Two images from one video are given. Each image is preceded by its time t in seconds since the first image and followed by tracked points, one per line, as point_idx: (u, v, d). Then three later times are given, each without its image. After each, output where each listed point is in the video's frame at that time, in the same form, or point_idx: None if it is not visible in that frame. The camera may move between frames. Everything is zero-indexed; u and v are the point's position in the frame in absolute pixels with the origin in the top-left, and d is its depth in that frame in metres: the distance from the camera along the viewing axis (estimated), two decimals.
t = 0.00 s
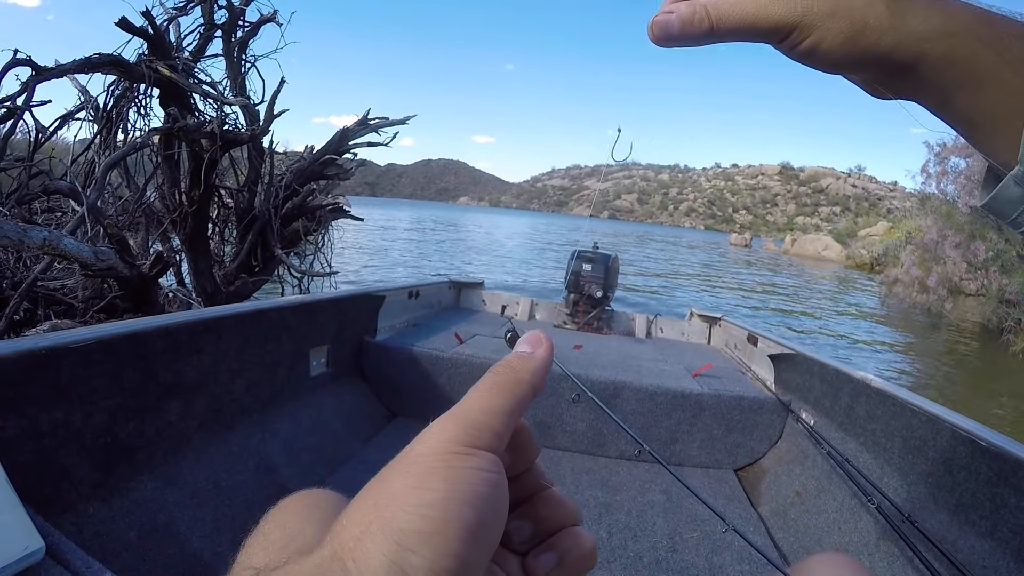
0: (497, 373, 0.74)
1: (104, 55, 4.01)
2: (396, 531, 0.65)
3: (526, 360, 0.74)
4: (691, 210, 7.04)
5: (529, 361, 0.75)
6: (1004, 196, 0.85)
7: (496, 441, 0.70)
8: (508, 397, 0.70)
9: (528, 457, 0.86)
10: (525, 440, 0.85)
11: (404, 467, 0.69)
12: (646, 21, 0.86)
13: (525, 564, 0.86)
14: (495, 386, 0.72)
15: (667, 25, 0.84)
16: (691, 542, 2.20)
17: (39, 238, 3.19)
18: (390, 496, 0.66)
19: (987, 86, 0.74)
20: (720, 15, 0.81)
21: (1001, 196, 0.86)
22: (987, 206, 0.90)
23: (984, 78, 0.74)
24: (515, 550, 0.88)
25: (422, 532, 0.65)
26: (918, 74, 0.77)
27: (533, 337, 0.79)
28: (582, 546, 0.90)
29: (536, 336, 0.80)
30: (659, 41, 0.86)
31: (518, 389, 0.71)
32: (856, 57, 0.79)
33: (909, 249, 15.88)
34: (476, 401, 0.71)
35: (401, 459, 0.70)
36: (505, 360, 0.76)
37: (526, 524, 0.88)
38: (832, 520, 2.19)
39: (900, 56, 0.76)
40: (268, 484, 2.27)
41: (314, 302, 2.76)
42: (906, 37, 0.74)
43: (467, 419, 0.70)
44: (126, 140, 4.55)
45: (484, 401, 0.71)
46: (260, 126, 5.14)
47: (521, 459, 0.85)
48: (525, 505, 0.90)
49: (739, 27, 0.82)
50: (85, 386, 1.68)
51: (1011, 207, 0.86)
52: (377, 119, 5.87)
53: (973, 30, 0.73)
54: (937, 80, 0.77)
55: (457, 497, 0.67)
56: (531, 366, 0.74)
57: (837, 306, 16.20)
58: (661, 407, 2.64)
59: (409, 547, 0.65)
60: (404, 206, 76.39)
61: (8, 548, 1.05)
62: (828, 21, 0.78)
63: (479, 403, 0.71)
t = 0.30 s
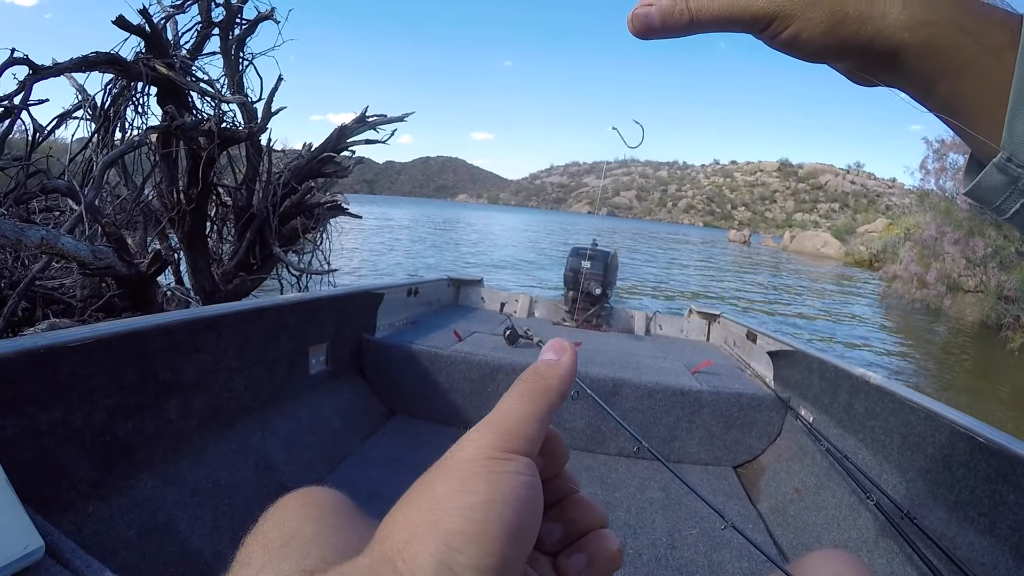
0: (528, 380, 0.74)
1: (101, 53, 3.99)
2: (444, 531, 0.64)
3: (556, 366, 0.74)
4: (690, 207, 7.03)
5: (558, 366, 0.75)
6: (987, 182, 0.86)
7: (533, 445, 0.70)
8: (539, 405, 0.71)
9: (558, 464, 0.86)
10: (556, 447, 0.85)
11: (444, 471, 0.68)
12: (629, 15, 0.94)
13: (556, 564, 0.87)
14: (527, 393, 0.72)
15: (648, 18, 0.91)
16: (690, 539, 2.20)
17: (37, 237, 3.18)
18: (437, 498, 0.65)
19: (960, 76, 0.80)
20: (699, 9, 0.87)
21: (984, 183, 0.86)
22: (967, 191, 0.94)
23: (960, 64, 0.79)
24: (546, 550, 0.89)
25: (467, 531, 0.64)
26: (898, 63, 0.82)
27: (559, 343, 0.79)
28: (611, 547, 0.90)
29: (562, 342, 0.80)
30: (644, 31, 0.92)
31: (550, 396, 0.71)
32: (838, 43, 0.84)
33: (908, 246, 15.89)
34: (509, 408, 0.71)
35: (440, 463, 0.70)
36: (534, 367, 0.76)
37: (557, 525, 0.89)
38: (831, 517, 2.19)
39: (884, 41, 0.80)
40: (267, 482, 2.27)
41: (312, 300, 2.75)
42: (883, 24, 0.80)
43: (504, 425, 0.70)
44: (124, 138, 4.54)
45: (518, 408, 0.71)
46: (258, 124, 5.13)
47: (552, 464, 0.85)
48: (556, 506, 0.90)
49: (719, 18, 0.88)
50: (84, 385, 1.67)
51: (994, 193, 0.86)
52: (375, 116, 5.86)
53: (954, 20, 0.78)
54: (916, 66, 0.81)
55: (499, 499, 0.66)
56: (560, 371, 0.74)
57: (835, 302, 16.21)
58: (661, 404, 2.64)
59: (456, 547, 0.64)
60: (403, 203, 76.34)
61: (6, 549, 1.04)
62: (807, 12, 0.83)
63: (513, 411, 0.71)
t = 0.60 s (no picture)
0: (544, 366, 0.73)
1: (99, 51, 3.98)
2: (465, 520, 0.64)
3: (571, 351, 0.73)
4: (688, 202, 7.03)
5: (573, 351, 0.74)
6: (983, 167, 0.86)
7: (552, 432, 0.70)
8: (555, 391, 0.70)
9: (575, 450, 0.86)
10: (572, 433, 0.85)
11: (465, 460, 0.68)
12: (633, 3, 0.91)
13: (572, 550, 0.88)
14: (542, 379, 0.71)
15: (653, 4, 0.89)
16: (690, 533, 2.20)
17: (35, 236, 3.17)
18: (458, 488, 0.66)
19: (957, 64, 0.80)
20: None
21: (981, 169, 0.87)
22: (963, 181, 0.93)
23: (958, 52, 0.79)
24: (563, 537, 0.89)
25: (489, 520, 0.64)
26: (897, 50, 0.82)
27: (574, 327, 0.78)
28: (627, 533, 0.90)
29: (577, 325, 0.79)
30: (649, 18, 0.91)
31: (566, 382, 0.71)
32: (838, 30, 0.85)
33: (907, 241, 15.90)
34: (526, 396, 0.71)
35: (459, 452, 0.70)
36: (549, 353, 0.75)
37: (573, 512, 0.89)
38: (831, 510, 2.19)
39: (884, 27, 0.81)
40: (267, 479, 2.28)
41: (311, 297, 2.75)
42: (884, 10, 0.80)
43: (520, 414, 0.70)
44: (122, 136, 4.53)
45: (535, 395, 0.71)
46: (256, 121, 5.12)
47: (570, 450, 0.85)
48: (573, 493, 0.90)
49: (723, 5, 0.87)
50: (84, 383, 1.67)
51: (990, 178, 0.87)
52: (373, 112, 5.85)
53: (952, 9, 0.78)
54: (913, 53, 0.81)
55: (518, 488, 0.66)
56: (575, 356, 0.73)
57: (834, 297, 16.22)
58: (660, 399, 2.64)
59: (477, 537, 0.64)
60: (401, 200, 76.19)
61: (7, 547, 1.05)
62: None
63: (530, 398, 0.71)
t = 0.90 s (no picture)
0: (547, 363, 0.74)
1: (99, 47, 3.97)
2: (468, 517, 0.63)
3: (572, 350, 0.75)
4: (689, 199, 7.02)
5: (575, 349, 0.75)
6: (986, 167, 0.85)
7: (554, 428, 0.71)
8: (559, 388, 0.71)
9: (577, 447, 0.86)
10: (576, 430, 0.85)
11: (469, 456, 0.68)
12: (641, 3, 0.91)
13: (576, 548, 0.87)
14: (545, 376, 0.73)
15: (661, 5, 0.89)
16: (689, 529, 2.21)
17: (36, 232, 3.17)
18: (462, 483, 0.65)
19: (957, 64, 0.80)
20: None
21: (983, 168, 0.86)
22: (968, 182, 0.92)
23: (959, 52, 0.78)
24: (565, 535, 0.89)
25: (492, 518, 0.63)
26: (901, 50, 0.82)
27: (573, 327, 0.80)
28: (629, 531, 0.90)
29: (576, 325, 0.81)
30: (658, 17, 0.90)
31: (569, 379, 0.72)
32: (842, 30, 0.84)
33: (908, 239, 15.89)
34: (529, 392, 0.72)
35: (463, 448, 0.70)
36: (550, 351, 0.77)
37: (577, 509, 0.89)
38: (830, 506, 2.20)
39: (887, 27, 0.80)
40: (267, 475, 2.28)
41: (311, 293, 2.75)
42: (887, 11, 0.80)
43: (524, 409, 0.70)
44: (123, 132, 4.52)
45: (538, 391, 0.72)
46: (257, 117, 5.12)
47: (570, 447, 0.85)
48: (577, 489, 0.91)
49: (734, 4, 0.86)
50: (83, 380, 1.67)
51: (992, 178, 0.86)
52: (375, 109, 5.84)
53: (954, 8, 0.78)
54: (917, 53, 0.81)
55: (522, 484, 0.66)
56: (576, 355, 0.75)
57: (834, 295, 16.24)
58: (659, 396, 2.64)
59: (480, 535, 0.63)
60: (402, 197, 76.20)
61: (7, 544, 1.05)
62: None
63: (533, 394, 0.71)
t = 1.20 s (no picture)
0: (536, 366, 0.75)
1: (108, 47, 4.01)
2: (453, 511, 0.64)
3: (561, 353, 0.76)
4: (693, 203, 7.03)
5: (564, 352, 0.76)
6: (983, 168, 0.86)
7: (543, 427, 0.71)
8: (548, 387, 0.72)
9: (568, 444, 0.87)
10: (567, 430, 0.86)
11: (457, 452, 0.69)
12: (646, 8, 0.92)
13: (564, 541, 0.89)
14: (535, 376, 0.74)
15: (666, 9, 0.90)
16: (691, 532, 2.21)
17: (44, 230, 3.20)
18: (449, 479, 0.66)
19: (956, 67, 0.80)
20: None
21: (982, 168, 0.86)
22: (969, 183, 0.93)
23: (960, 53, 0.79)
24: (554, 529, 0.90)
25: (477, 512, 0.64)
26: (902, 52, 0.83)
27: (562, 333, 0.80)
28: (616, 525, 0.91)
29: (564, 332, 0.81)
30: (661, 22, 0.91)
31: (556, 381, 0.73)
32: (844, 34, 0.85)
33: (913, 245, 15.86)
34: (517, 392, 0.73)
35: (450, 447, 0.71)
36: (540, 354, 0.77)
37: (565, 504, 0.90)
38: (832, 510, 2.19)
39: (889, 29, 0.81)
40: (269, 474, 2.29)
41: (315, 293, 2.76)
42: (890, 11, 0.80)
43: (512, 409, 0.71)
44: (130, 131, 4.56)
45: (526, 392, 0.73)
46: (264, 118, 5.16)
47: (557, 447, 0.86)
48: (565, 485, 0.91)
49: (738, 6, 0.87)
50: (86, 378, 1.68)
51: (991, 178, 0.87)
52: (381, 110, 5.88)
53: (954, 11, 0.79)
54: (917, 54, 0.82)
55: (508, 481, 0.67)
56: (566, 358, 0.75)
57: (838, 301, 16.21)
58: (661, 398, 2.65)
59: (466, 528, 0.64)
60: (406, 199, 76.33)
61: (11, 540, 1.06)
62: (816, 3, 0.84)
63: (522, 393, 0.72)
